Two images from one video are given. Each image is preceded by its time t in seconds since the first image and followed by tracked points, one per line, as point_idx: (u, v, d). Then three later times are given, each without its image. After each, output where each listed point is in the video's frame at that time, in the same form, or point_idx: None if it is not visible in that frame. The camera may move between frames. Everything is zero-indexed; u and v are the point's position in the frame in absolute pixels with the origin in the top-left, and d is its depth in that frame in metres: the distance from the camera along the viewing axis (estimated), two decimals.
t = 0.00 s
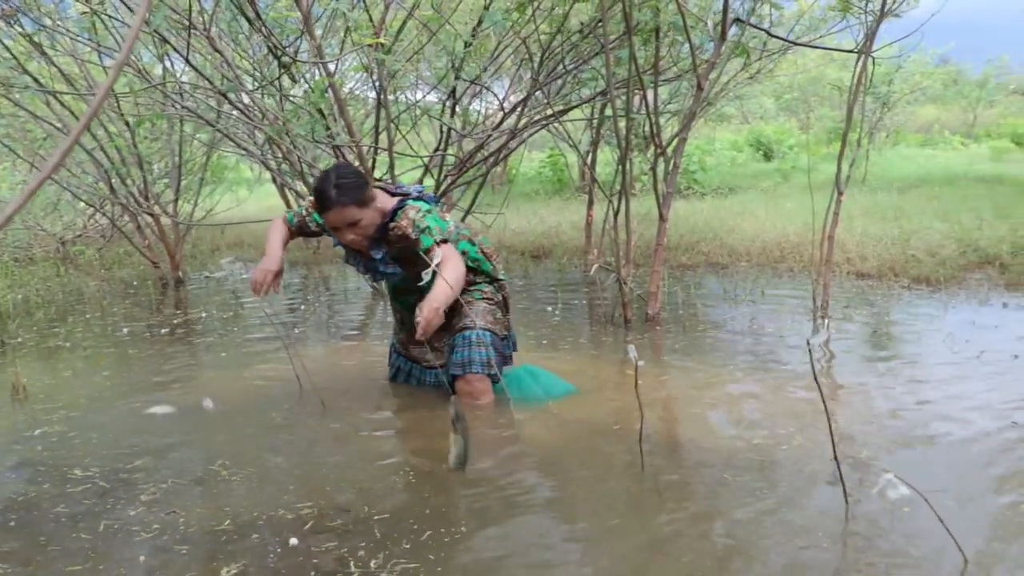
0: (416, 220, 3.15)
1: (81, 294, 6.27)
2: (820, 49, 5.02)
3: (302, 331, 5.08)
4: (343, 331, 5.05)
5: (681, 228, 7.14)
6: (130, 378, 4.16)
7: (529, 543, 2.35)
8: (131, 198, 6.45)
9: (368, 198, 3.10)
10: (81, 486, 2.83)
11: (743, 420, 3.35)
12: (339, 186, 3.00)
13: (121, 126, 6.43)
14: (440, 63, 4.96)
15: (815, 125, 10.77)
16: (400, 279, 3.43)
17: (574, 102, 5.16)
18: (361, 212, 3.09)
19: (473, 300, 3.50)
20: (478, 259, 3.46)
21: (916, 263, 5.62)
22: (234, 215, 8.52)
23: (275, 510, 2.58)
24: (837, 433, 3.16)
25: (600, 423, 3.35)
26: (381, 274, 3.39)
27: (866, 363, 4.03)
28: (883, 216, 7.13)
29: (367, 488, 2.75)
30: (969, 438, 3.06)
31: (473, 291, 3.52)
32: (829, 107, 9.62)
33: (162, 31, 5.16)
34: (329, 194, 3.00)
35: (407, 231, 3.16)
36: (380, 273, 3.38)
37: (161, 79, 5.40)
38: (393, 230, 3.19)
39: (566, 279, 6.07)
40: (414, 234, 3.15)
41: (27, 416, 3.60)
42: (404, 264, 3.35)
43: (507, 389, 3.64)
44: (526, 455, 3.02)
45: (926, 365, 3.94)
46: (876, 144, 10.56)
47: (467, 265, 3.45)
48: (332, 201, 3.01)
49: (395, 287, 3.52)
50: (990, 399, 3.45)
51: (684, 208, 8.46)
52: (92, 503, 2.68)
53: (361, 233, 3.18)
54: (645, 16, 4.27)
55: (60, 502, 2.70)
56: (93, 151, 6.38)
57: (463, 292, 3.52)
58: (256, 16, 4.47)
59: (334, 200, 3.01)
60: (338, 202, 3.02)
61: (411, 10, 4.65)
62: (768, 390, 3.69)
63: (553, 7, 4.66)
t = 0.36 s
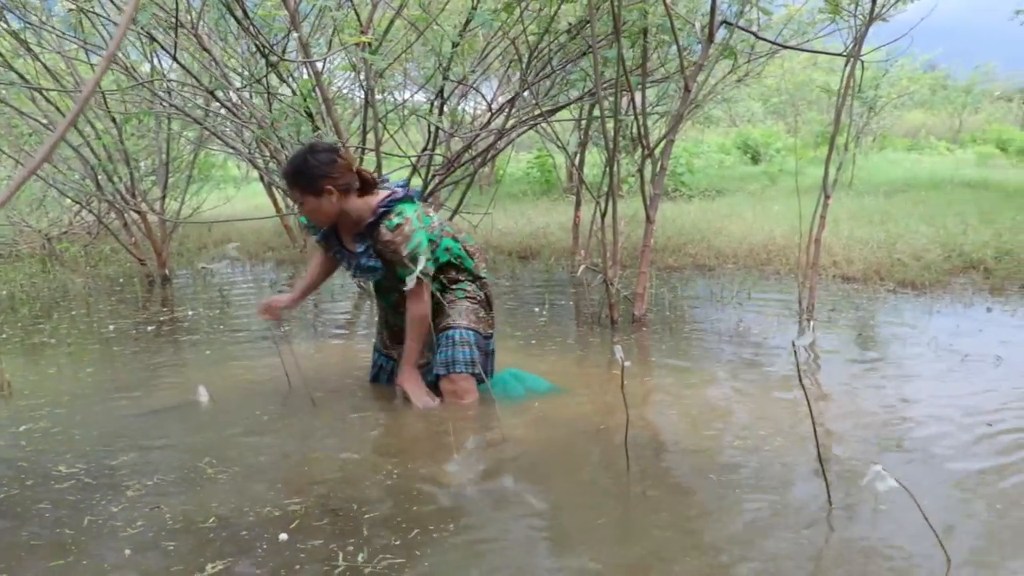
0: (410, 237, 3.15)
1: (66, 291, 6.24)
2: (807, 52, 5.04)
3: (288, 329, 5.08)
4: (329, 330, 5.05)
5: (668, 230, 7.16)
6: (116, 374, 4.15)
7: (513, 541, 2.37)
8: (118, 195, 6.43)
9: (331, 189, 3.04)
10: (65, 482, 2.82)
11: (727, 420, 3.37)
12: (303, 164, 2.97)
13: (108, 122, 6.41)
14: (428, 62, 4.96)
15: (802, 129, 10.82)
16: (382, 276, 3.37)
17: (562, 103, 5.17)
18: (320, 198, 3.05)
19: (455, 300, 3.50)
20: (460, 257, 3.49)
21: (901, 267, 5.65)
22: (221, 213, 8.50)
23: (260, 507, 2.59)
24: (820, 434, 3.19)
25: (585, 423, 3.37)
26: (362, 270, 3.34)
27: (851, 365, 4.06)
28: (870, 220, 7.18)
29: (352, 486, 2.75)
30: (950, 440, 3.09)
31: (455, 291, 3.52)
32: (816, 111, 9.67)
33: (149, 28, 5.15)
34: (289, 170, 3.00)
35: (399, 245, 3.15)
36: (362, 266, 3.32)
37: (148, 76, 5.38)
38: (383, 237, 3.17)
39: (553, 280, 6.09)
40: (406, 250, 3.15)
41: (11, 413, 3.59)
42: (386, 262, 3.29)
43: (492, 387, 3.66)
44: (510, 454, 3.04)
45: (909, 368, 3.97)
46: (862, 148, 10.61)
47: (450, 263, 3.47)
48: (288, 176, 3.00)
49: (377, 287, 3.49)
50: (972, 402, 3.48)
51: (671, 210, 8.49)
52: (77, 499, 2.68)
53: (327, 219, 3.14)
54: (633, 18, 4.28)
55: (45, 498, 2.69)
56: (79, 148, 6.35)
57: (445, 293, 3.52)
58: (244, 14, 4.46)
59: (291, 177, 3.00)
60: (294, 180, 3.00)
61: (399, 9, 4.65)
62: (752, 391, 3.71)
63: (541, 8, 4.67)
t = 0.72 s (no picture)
0: (386, 223, 3.10)
1: (60, 291, 6.22)
2: (800, 52, 5.06)
3: (282, 329, 5.07)
4: (324, 329, 5.04)
5: (662, 229, 7.18)
6: (110, 374, 4.14)
7: (508, 538, 2.37)
8: (111, 196, 6.41)
9: (308, 198, 3.02)
10: (61, 481, 2.82)
11: (722, 419, 3.38)
12: (276, 176, 2.95)
13: (101, 123, 6.40)
14: (422, 61, 4.96)
15: (795, 129, 10.84)
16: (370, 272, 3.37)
17: (556, 102, 5.18)
18: (298, 207, 3.03)
19: (447, 298, 3.49)
20: (451, 254, 3.48)
21: (894, 267, 5.67)
22: (214, 213, 8.49)
23: (255, 505, 2.59)
24: (815, 433, 3.20)
25: (579, 421, 3.37)
26: (348, 269, 3.34)
27: (845, 364, 4.06)
28: (863, 220, 7.19)
29: (346, 484, 2.75)
30: (944, 438, 3.10)
31: (448, 290, 3.50)
32: (808, 112, 9.70)
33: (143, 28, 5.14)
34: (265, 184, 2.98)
35: (376, 233, 3.10)
36: (346, 264, 3.34)
37: (142, 76, 5.37)
38: (358, 231, 3.11)
39: (547, 279, 6.10)
40: (385, 236, 3.11)
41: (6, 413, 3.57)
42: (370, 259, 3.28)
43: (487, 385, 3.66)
44: (506, 452, 3.04)
45: (904, 367, 3.98)
46: (854, 148, 10.64)
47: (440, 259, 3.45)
48: (265, 190, 2.98)
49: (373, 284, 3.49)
50: (965, 401, 3.49)
51: (665, 210, 8.50)
52: (71, 498, 2.67)
53: (306, 225, 3.14)
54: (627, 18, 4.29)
55: (40, 497, 2.69)
56: (73, 148, 6.34)
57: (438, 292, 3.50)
58: (238, 14, 4.46)
59: (267, 190, 2.98)
60: (272, 194, 2.98)
61: (393, 8, 4.65)
62: (747, 390, 3.72)
63: (534, 8, 4.68)
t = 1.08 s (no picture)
0: (369, 222, 3.12)
1: (50, 291, 6.21)
2: (789, 51, 5.07)
3: (272, 328, 5.07)
4: (314, 328, 5.04)
5: (652, 229, 7.19)
6: (100, 373, 4.13)
7: (499, 534, 2.38)
8: (101, 196, 6.39)
9: (292, 206, 3.02)
10: (50, 479, 2.81)
11: (711, 416, 3.39)
12: (260, 185, 2.97)
13: (91, 123, 6.38)
14: (412, 60, 4.96)
15: (785, 129, 10.88)
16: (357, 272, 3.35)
17: (546, 102, 5.18)
18: (283, 214, 3.04)
19: (436, 298, 3.50)
20: (440, 255, 3.49)
21: (883, 265, 5.70)
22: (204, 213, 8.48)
23: (246, 502, 2.59)
24: (804, 430, 3.21)
25: (570, 419, 3.38)
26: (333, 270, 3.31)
27: (835, 362, 4.08)
28: (852, 219, 7.22)
29: (337, 481, 2.76)
30: (931, 434, 3.12)
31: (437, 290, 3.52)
32: (798, 112, 9.73)
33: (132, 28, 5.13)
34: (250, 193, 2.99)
35: (362, 231, 3.13)
36: (330, 266, 3.28)
37: (131, 76, 5.36)
38: (341, 231, 3.13)
39: (537, 279, 6.11)
40: (371, 233, 3.13)
41: None
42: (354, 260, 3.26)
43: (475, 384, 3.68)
44: (496, 449, 3.05)
45: (892, 365, 4.00)
46: (843, 148, 10.67)
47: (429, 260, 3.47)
48: (250, 198, 2.99)
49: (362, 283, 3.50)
50: (953, 398, 3.51)
51: (655, 209, 8.52)
52: (61, 496, 2.67)
53: (293, 232, 3.13)
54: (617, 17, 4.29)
55: (29, 495, 2.68)
56: (62, 148, 6.32)
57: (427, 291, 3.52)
58: (228, 14, 4.46)
59: (253, 199, 2.99)
60: (257, 202, 3.00)
61: (383, 8, 4.65)
62: (736, 388, 3.73)
63: (524, 7, 4.69)
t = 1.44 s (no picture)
0: (372, 220, 3.11)
1: (61, 292, 6.23)
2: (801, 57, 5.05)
3: (281, 330, 5.08)
4: (322, 331, 5.05)
5: (663, 234, 7.18)
6: (110, 373, 4.15)
7: (503, 537, 2.38)
8: (112, 197, 6.42)
9: (299, 199, 3.04)
10: (58, 477, 2.83)
11: (719, 422, 3.39)
12: (268, 179, 2.99)
13: (104, 125, 6.41)
14: (423, 64, 4.97)
15: (797, 136, 10.85)
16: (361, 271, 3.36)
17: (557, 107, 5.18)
18: (290, 208, 3.06)
19: (441, 300, 3.50)
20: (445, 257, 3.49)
21: (894, 273, 5.67)
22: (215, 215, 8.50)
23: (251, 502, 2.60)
24: (811, 437, 3.20)
25: (576, 423, 3.38)
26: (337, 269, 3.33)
27: (844, 369, 4.07)
28: (864, 227, 7.20)
29: (343, 482, 2.76)
30: (940, 443, 3.11)
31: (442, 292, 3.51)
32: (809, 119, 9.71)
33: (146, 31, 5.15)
34: (258, 187, 3.01)
35: (364, 230, 3.12)
36: (333, 263, 3.29)
37: (144, 78, 5.38)
38: (344, 229, 3.14)
39: (547, 284, 6.10)
40: (372, 232, 3.12)
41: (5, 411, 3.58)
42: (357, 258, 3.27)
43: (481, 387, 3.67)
44: (502, 453, 3.05)
45: (902, 372, 3.98)
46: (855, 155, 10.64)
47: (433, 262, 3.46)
48: (257, 193, 3.01)
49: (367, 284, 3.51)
50: (962, 406, 3.49)
51: (666, 215, 8.51)
52: (68, 494, 2.68)
53: (298, 226, 3.17)
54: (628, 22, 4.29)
55: (37, 493, 2.69)
56: (75, 150, 6.35)
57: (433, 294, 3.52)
58: (240, 17, 4.47)
59: (260, 194, 3.01)
60: (264, 196, 3.02)
61: (395, 12, 4.66)
62: (744, 394, 3.72)
63: (536, 12, 4.69)
